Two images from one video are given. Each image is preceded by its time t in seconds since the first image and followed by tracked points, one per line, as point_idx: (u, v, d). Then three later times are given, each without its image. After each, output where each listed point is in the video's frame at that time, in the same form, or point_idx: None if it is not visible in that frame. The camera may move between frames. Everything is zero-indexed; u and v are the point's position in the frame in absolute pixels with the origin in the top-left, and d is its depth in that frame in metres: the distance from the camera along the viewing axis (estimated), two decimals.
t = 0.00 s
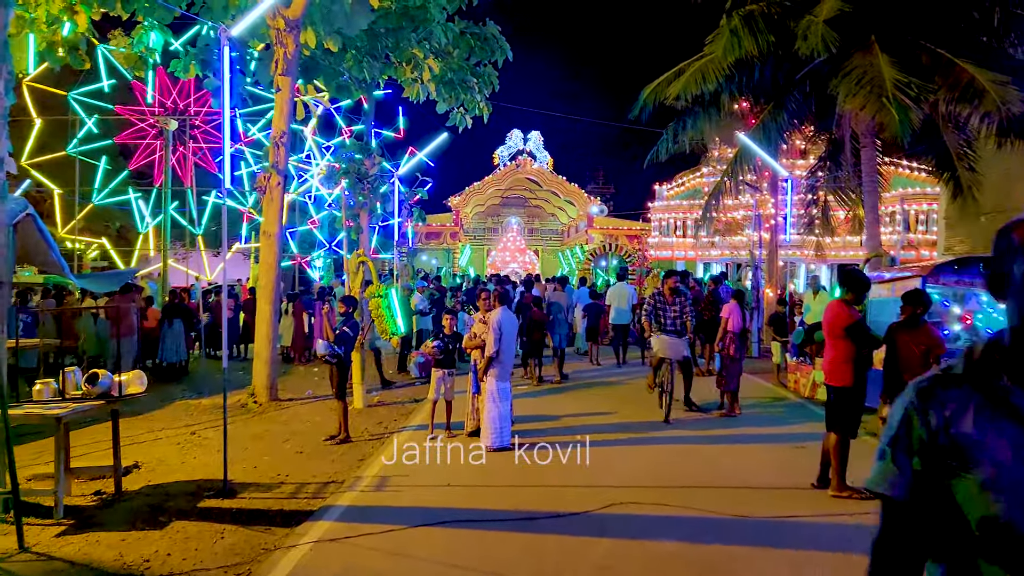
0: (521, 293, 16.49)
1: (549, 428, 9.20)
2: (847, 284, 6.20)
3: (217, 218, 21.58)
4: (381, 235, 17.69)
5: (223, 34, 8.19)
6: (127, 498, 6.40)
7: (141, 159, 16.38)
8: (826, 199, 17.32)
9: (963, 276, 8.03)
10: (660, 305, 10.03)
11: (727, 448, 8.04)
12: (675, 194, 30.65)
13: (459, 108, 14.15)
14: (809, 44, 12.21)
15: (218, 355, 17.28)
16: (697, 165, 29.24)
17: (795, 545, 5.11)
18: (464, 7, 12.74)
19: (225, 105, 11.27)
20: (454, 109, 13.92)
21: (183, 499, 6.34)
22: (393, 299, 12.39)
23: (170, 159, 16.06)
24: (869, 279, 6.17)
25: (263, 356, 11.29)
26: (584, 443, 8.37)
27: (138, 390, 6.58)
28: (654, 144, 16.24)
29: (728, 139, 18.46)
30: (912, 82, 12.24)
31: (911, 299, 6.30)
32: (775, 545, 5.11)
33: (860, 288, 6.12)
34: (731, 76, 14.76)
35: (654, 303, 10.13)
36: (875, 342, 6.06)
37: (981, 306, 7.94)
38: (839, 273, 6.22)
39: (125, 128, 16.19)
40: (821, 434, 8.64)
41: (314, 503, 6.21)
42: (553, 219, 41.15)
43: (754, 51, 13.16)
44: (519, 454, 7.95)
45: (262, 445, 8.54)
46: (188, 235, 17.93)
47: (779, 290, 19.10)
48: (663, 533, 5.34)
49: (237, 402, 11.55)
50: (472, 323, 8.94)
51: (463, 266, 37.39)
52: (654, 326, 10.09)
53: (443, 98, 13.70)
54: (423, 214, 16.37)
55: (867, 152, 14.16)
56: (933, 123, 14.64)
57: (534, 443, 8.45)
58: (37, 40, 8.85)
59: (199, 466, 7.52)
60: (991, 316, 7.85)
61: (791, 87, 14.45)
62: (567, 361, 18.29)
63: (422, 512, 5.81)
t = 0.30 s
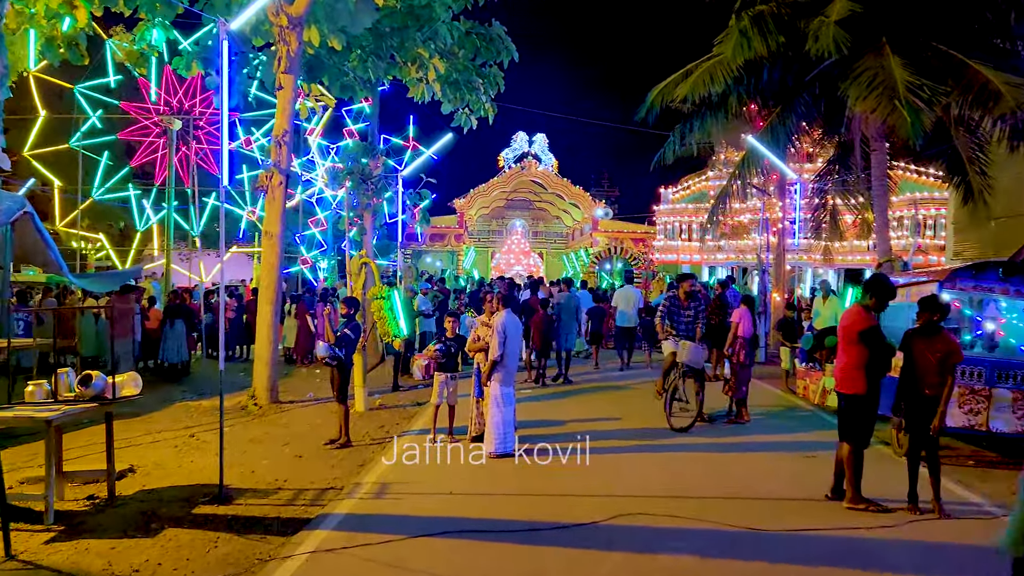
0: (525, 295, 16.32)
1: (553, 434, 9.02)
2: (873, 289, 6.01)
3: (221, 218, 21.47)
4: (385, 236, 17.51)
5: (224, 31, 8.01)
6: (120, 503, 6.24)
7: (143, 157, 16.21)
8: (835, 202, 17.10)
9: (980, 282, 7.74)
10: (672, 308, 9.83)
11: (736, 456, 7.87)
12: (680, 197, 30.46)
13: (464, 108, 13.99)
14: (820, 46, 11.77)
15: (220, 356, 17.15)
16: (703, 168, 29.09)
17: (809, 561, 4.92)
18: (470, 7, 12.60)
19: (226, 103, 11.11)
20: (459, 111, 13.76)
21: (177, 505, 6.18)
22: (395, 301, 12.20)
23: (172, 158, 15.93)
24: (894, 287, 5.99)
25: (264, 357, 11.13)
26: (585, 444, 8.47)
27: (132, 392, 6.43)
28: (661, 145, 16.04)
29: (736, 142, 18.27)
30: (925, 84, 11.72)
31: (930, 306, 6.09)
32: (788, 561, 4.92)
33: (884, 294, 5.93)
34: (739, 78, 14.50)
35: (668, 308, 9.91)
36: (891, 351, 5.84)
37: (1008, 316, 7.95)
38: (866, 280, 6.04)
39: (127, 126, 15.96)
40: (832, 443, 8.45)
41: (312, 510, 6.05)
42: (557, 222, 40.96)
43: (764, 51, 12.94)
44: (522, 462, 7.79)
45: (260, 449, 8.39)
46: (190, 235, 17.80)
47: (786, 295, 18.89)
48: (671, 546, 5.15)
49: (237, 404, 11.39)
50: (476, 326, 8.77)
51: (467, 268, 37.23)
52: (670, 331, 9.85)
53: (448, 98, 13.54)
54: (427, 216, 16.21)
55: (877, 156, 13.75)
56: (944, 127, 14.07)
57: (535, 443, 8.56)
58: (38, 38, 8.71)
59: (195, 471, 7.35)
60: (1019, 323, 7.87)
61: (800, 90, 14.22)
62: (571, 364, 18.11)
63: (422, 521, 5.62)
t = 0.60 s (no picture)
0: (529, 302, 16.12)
1: (561, 445, 8.82)
2: (893, 294, 5.78)
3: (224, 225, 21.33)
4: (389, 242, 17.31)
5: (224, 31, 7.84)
6: (114, 518, 6.05)
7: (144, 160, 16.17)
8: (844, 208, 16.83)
9: (1001, 289, 7.55)
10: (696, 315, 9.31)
11: (750, 468, 7.65)
12: (687, 204, 30.25)
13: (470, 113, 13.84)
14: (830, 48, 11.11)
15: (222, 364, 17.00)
16: (709, 174, 28.91)
17: None
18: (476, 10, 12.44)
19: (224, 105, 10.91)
20: (465, 115, 13.64)
21: (173, 519, 5.98)
22: (399, 309, 11.94)
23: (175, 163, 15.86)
24: (913, 292, 5.73)
25: (265, 366, 10.93)
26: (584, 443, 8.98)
27: (128, 402, 6.21)
28: (668, 151, 15.82)
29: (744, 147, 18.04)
30: (937, 87, 11.01)
31: (948, 312, 5.81)
32: None
33: (906, 299, 5.68)
34: (748, 82, 14.16)
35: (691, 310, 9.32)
36: (913, 360, 5.60)
37: None
38: (886, 285, 5.80)
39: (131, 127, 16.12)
40: (847, 455, 8.24)
41: (312, 525, 5.84)
42: (562, 228, 40.77)
43: (774, 54, 12.57)
44: (529, 474, 7.58)
45: (260, 460, 8.19)
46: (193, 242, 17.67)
47: (795, 301, 18.63)
48: (687, 565, 4.93)
49: (237, 413, 11.19)
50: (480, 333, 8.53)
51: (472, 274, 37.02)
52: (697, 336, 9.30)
53: (453, 103, 13.39)
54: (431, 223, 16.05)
55: (887, 161, 13.27)
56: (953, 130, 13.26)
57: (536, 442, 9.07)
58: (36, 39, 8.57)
59: (193, 483, 7.15)
60: None
61: (808, 93, 13.94)
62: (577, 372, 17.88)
63: (427, 538, 5.41)
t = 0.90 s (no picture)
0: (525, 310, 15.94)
1: (558, 458, 8.65)
2: (895, 299, 5.65)
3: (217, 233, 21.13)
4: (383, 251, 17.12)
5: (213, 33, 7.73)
6: (97, 537, 5.83)
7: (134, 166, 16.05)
8: (842, 214, 16.69)
9: (1009, 296, 7.42)
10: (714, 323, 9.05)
11: (753, 480, 7.48)
12: (683, 210, 30.14)
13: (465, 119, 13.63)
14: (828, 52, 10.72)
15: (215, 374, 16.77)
16: (706, 180, 28.80)
17: None
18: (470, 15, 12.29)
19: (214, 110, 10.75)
20: (460, 122, 13.34)
21: (158, 539, 5.75)
22: (392, 318, 11.96)
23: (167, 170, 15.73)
24: (917, 297, 5.58)
25: (257, 376, 10.72)
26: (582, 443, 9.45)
27: (112, 417, 6.07)
28: (665, 157, 15.69)
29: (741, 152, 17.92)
30: (936, 91, 10.57)
31: (955, 319, 5.63)
32: None
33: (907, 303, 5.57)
34: (745, 87, 13.99)
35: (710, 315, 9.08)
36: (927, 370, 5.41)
37: None
38: (886, 290, 5.68)
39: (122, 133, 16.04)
40: (851, 466, 8.08)
41: (303, 544, 5.64)
42: (558, 235, 40.58)
43: (772, 59, 12.36)
44: (528, 487, 7.40)
45: (251, 474, 7.97)
46: (186, 251, 17.46)
47: (795, 308, 18.46)
48: None
49: (229, 425, 10.97)
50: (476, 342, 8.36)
51: (468, 281, 36.84)
52: (717, 341, 9.01)
53: (448, 109, 13.14)
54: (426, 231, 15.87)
55: (886, 167, 13.02)
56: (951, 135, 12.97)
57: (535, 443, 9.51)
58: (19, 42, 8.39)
59: (180, 500, 6.93)
60: None
61: (806, 98, 13.78)
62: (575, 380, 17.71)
63: (423, 557, 5.20)
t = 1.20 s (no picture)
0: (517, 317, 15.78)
1: (551, 469, 8.49)
2: (893, 304, 5.52)
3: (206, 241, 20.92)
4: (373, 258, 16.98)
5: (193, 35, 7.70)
6: (74, 553, 5.64)
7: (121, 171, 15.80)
8: (836, 220, 16.63)
9: (1010, 302, 7.34)
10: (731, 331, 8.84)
11: (749, 490, 7.34)
12: (676, 217, 30.09)
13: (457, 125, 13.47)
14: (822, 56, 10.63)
15: (203, 383, 16.53)
16: (698, 188, 28.81)
17: None
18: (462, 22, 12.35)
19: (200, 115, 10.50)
20: (452, 127, 13.22)
21: (138, 555, 5.56)
22: (383, 325, 11.80)
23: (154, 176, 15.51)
24: (918, 303, 5.48)
25: (244, 386, 10.51)
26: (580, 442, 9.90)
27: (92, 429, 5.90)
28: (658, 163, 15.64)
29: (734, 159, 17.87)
30: (931, 95, 10.45)
31: (963, 325, 5.52)
32: None
33: (906, 309, 5.46)
34: (739, 91, 13.91)
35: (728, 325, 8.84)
36: (933, 377, 5.28)
37: None
38: (884, 296, 5.55)
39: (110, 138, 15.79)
40: (849, 476, 7.94)
41: (288, 560, 5.46)
42: (551, 242, 40.44)
43: (766, 64, 12.25)
44: (520, 499, 7.23)
45: (236, 487, 7.78)
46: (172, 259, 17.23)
47: (788, 315, 18.38)
48: None
49: (215, 436, 10.76)
50: (466, 351, 8.22)
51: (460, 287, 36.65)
52: (736, 352, 8.82)
53: (440, 115, 12.94)
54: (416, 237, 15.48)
55: (880, 173, 12.94)
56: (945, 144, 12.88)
57: (534, 442, 9.99)
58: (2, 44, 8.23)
59: (162, 514, 6.74)
60: None
61: (800, 103, 13.69)
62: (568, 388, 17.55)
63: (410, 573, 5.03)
